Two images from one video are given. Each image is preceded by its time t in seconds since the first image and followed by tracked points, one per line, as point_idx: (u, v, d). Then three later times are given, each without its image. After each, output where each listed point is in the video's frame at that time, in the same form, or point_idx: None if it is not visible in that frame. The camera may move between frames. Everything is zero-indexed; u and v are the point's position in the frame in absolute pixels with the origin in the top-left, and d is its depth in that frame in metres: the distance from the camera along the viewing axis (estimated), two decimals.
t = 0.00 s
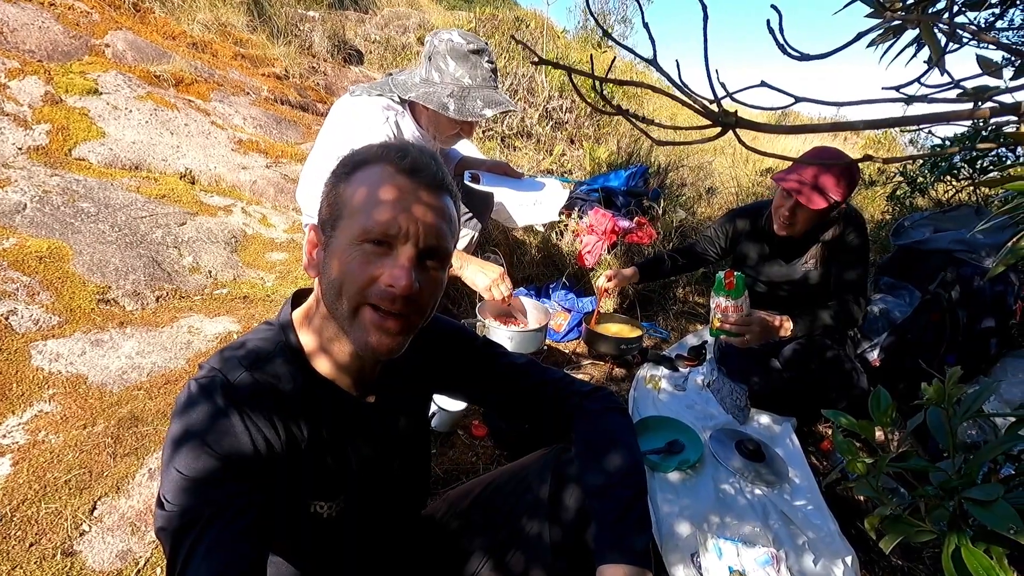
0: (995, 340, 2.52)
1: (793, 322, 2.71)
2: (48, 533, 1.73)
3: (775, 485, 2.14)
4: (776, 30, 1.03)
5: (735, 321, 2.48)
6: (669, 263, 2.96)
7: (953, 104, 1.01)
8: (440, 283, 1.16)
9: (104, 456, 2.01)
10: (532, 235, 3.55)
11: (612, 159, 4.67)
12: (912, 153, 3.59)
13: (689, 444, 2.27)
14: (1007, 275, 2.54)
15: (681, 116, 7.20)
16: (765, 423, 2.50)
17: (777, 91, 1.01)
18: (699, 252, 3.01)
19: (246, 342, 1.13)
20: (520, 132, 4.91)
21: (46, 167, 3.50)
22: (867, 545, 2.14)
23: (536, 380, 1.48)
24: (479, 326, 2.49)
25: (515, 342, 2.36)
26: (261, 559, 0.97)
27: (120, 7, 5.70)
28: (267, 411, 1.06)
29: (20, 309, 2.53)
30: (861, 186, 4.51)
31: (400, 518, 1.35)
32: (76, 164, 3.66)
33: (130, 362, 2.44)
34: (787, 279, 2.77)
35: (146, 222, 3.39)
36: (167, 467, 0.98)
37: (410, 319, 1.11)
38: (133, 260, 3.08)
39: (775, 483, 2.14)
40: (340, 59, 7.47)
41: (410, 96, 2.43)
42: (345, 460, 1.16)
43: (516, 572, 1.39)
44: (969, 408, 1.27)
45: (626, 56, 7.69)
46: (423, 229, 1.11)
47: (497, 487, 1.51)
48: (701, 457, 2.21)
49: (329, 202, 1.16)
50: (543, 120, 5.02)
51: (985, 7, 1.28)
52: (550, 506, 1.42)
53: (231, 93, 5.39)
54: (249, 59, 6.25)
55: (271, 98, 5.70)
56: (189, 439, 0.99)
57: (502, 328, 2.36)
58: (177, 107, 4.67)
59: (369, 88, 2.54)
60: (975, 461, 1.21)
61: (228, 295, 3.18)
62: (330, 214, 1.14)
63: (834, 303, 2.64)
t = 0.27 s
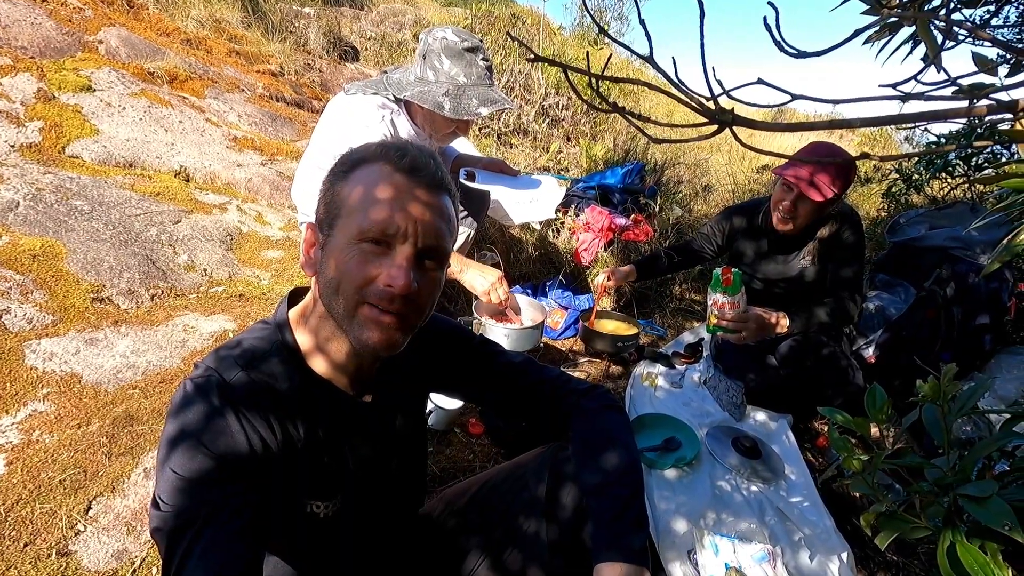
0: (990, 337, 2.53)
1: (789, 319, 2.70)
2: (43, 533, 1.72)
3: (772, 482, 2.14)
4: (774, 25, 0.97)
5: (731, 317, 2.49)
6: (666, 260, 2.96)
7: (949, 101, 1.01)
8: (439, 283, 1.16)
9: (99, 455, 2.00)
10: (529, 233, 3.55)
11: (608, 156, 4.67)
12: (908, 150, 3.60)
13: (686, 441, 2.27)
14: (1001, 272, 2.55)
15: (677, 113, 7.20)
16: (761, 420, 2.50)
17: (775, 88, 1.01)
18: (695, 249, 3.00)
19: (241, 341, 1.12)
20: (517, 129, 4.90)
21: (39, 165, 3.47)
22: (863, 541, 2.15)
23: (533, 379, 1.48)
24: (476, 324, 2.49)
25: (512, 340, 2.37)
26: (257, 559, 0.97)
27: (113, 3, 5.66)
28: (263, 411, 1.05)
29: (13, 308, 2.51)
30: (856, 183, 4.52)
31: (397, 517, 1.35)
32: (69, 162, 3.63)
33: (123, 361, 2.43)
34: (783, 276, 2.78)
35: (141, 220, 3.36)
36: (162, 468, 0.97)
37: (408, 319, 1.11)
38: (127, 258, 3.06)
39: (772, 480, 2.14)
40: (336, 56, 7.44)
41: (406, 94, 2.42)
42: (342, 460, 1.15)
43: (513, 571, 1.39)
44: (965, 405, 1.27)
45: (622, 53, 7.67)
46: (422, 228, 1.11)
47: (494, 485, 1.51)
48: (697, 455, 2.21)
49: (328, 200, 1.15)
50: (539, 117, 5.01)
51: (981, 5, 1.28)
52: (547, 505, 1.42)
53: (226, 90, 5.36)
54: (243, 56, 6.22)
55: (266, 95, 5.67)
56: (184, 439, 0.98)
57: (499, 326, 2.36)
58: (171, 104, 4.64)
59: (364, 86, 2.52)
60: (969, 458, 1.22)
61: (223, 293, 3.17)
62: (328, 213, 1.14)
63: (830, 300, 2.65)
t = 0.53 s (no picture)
0: (980, 332, 2.55)
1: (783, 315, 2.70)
2: (33, 535, 1.70)
3: (765, 477, 2.15)
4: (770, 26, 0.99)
5: (725, 314, 2.49)
6: (660, 257, 2.96)
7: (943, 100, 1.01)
8: (434, 280, 1.15)
9: (90, 456, 1.99)
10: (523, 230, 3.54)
11: (602, 152, 4.66)
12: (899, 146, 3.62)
13: (680, 437, 2.28)
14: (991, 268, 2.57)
15: (670, 109, 7.20)
16: (755, 416, 2.52)
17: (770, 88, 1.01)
18: (689, 245, 3.00)
19: (232, 342, 1.11)
20: (510, 125, 4.89)
21: (27, 162, 3.42)
22: (855, 535, 2.17)
23: (528, 377, 1.48)
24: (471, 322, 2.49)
25: (507, 338, 2.36)
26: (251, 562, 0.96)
27: None
28: (255, 412, 1.04)
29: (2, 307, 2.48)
30: (848, 180, 4.54)
31: (391, 517, 1.34)
32: (58, 158, 3.58)
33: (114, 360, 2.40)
34: (777, 273, 2.80)
35: (131, 218, 3.33)
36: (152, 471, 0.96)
37: (404, 316, 1.10)
38: (117, 256, 3.02)
39: (765, 476, 2.15)
40: (328, 51, 7.38)
41: (399, 92, 2.41)
42: (335, 460, 1.15)
43: (509, 569, 1.39)
44: (956, 401, 1.28)
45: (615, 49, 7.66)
46: (418, 225, 1.10)
47: (489, 484, 1.51)
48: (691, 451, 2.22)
49: (322, 198, 1.14)
50: (533, 114, 5.00)
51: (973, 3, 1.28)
52: (542, 503, 1.42)
53: (216, 86, 5.31)
54: (234, 51, 6.16)
55: (257, 91, 5.62)
56: (174, 442, 0.97)
57: (494, 324, 2.36)
58: (161, 100, 4.59)
59: (357, 83, 2.50)
60: (960, 454, 1.23)
61: (216, 292, 3.14)
62: (322, 210, 1.13)
63: (822, 297, 2.66)
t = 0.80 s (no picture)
0: (963, 326, 2.59)
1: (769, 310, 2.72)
2: (18, 536, 1.68)
3: (752, 471, 2.17)
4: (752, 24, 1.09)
5: (713, 310, 2.51)
6: (648, 254, 2.98)
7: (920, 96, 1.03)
8: (422, 273, 1.16)
9: (75, 456, 1.97)
10: (512, 227, 3.55)
11: (591, 149, 4.68)
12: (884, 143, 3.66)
13: (669, 432, 2.30)
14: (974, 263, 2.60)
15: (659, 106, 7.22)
16: (742, 410, 2.54)
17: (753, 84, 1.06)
18: (677, 242, 3.02)
19: (218, 339, 1.10)
20: (500, 122, 4.88)
21: (8, 159, 3.37)
22: (840, 527, 2.20)
23: (517, 373, 1.48)
24: (460, 319, 2.50)
25: (496, 335, 2.37)
26: (240, 558, 0.96)
27: None
28: (243, 409, 1.04)
29: None
30: (834, 176, 4.59)
31: (381, 513, 1.35)
32: (40, 156, 3.53)
33: (100, 361, 2.38)
34: (762, 270, 2.83)
35: (115, 216, 3.29)
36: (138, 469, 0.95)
37: (392, 309, 1.10)
38: (102, 255, 2.99)
39: (752, 469, 2.17)
40: (315, 47, 7.32)
41: (386, 90, 2.40)
42: (324, 456, 1.15)
43: (498, 564, 1.39)
44: (936, 393, 1.30)
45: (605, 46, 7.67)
46: (405, 218, 1.10)
47: (478, 479, 1.52)
48: (680, 445, 2.24)
49: (307, 192, 1.14)
50: (522, 111, 5.00)
51: None
52: (531, 498, 1.42)
53: (202, 83, 5.25)
54: (220, 47, 6.09)
55: (244, 88, 5.57)
56: (160, 440, 0.96)
57: (483, 321, 2.37)
58: (145, 97, 4.54)
59: (344, 80, 2.49)
60: (941, 445, 1.25)
61: (203, 290, 3.12)
62: (307, 205, 1.12)
63: (808, 292, 2.70)
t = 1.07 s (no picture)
0: (949, 316, 2.63)
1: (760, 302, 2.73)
2: (6, 537, 1.65)
3: (745, 461, 2.19)
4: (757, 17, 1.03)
5: (705, 302, 2.52)
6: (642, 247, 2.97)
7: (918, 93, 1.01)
8: (417, 272, 1.14)
9: (63, 455, 1.93)
10: (504, 220, 3.53)
11: (582, 141, 4.66)
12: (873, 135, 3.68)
13: (662, 424, 2.31)
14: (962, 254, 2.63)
15: (649, 97, 7.20)
16: (734, 401, 2.56)
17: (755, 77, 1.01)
18: (670, 235, 3.02)
19: (212, 337, 1.08)
20: (490, 113, 4.85)
21: None
22: (830, 515, 2.23)
23: (514, 367, 1.48)
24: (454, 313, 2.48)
25: (490, 329, 2.36)
26: (237, 559, 0.95)
27: None
28: (239, 408, 1.02)
29: None
30: (823, 167, 4.61)
31: (379, 510, 1.34)
32: (20, 148, 3.45)
33: (87, 358, 2.34)
34: (752, 262, 2.86)
35: (99, 210, 3.22)
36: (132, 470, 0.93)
37: (388, 309, 1.09)
38: (86, 250, 2.93)
39: (745, 460, 2.19)
40: (301, 36, 7.21)
41: (378, 81, 2.37)
42: (322, 454, 1.14)
43: (496, 558, 1.40)
44: (929, 385, 1.32)
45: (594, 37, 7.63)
46: (399, 216, 1.08)
47: (475, 474, 1.51)
48: (673, 437, 2.25)
49: (299, 190, 1.12)
50: (513, 102, 4.97)
51: None
52: (528, 492, 1.42)
53: (186, 73, 5.15)
54: (203, 36, 5.98)
55: (229, 78, 5.48)
56: (154, 441, 0.94)
57: (477, 314, 2.35)
58: (128, 87, 4.44)
59: (334, 71, 2.45)
60: (933, 436, 1.27)
61: (191, 285, 3.07)
62: (299, 203, 1.10)
63: (800, 283, 2.72)
